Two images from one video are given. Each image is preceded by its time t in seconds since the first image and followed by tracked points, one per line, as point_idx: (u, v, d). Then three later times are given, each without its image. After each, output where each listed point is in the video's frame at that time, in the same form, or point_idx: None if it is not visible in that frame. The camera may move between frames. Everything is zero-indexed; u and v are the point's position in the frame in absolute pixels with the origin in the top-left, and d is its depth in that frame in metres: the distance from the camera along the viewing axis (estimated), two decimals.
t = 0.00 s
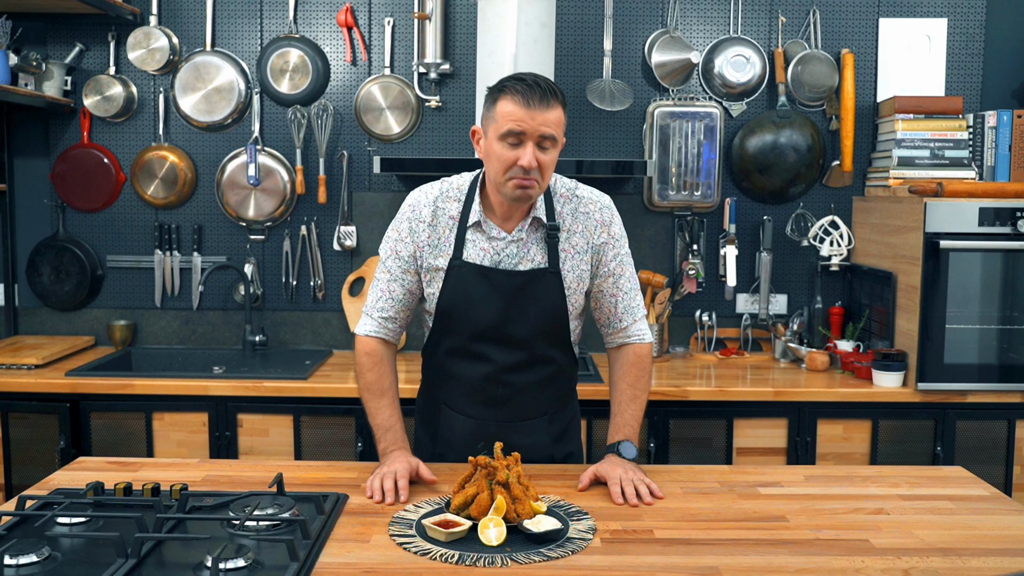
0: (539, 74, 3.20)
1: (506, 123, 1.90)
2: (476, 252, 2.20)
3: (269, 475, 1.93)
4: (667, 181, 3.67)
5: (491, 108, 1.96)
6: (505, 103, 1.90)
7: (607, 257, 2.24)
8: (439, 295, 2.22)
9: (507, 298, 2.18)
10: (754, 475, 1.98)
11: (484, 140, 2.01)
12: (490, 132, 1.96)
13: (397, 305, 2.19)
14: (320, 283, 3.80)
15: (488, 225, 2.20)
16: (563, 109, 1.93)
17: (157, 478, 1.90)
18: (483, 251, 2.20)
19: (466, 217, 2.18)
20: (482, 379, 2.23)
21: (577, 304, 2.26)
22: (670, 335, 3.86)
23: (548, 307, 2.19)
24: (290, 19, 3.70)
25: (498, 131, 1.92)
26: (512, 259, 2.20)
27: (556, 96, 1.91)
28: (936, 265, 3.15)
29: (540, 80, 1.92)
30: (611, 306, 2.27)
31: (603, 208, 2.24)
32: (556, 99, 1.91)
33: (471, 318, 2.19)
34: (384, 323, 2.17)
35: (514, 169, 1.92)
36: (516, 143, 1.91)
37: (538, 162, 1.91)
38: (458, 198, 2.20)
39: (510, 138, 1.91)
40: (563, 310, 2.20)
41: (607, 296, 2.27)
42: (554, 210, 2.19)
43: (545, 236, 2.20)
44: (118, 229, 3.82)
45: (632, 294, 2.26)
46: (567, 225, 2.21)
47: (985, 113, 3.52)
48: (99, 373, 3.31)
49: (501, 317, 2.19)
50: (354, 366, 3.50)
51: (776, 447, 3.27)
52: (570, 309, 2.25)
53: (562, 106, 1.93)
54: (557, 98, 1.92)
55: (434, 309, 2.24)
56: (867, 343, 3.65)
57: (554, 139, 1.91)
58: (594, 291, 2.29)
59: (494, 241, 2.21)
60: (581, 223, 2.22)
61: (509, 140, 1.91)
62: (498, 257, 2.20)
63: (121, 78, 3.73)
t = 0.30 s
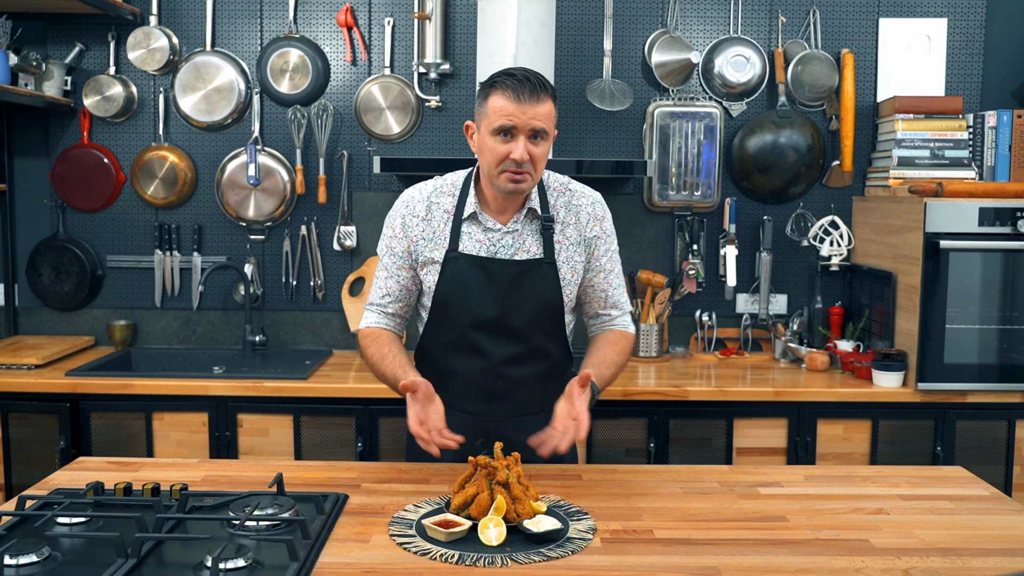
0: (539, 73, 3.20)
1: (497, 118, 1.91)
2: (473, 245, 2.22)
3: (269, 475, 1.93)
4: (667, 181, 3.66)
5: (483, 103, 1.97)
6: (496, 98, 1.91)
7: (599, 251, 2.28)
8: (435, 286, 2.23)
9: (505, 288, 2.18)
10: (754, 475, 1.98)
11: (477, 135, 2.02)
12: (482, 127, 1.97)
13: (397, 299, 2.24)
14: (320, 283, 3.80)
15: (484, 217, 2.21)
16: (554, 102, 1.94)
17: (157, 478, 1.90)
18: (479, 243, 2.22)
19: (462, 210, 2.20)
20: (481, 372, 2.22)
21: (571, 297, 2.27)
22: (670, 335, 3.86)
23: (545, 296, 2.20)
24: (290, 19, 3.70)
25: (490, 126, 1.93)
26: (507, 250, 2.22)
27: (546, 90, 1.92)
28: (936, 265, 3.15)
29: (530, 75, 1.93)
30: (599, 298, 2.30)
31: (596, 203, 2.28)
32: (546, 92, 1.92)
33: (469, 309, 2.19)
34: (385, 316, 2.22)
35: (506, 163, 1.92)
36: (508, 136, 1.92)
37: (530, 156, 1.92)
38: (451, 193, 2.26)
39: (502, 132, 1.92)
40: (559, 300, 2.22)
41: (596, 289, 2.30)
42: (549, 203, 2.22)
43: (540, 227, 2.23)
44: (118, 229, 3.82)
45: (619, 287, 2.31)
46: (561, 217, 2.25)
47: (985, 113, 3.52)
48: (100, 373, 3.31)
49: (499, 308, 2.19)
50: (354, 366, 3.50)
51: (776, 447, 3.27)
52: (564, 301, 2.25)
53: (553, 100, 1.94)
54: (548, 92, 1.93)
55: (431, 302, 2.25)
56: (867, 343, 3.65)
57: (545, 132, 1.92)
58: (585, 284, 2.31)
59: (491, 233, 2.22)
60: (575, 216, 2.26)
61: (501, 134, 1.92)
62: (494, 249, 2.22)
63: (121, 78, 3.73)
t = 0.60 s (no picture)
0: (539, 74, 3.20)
1: (487, 103, 1.94)
2: (469, 240, 2.23)
3: (269, 475, 1.93)
4: (667, 181, 3.66)
5: (473, 93, 2.00)
6: (485, 85, 1.94)
7: (601, 248, 2.30)
8: (431, 282, 2.24)
9: (501, 285, 2.19)
10: (754, 475, 1.98)
11: (468, 127, 2.04)
12: (473, 117, 1.99)
13: (376, 290, 2.20)
14: (320, 283, 3.80)
15: (479, 212, 2.23)
16: (542, 89, 1.97)
17: (157, 478, 1.90)
18: (475, 239, 2.24)
19: (458, 205, 2.21)
20: (478, 370, 2.21)
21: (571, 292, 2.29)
22: (670, 335, 3.86)
23: (542, 293, 2.20)
24: (290, 19, 3.70)
25: (480, 112, 1.95)
26: (503, 245, 2.23)
27: (534, 76, 1.95)
28: (936, 265, 3.15)
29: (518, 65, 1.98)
30: (608, 293, 2.30)
31: (592, 201, 2.30)
32: (534, 79, 1.95)
33: (465, 307, 2.19)
34: (360, 305, 2.17)
35: (497, 145, 1.92)
36: (498, 120, 1.93)
37: (521, 138, 1.92)
38: (447, 190, 2.27)
39: (492, 117, 1.94)
40: (555, 296, 2.21)
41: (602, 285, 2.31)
42: (544, 199, 2.24)
43: (536, 223, 2.24)
44: (118, 229, 3.82)
45: (627, 281, 2.31)
46: (557, 213, 2.27)
47: (985, 113, 3.52)
48: (100, 373, 3.31)
49: (496, 305, 2.19)
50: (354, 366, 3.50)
51: (776, 447, 3.27)
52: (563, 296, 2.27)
53: (541, 88, 1.97)
54: (535, 79, 1.96)
55: (426, 299, 2.26)
56: (867, 343, 3.65)
57: (535, 115, 1.93)
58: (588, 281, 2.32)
59: (486, 229, 2.24)
60: (571, 213, 2.27)
61: (492, 119, 1.94)
62: (490, 244, 2.23)
63: (121, 78, 3.73)
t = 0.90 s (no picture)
0: (539, 73, 3.20)
1: (489, 112, 1.92)
2: (461, 246, 2.21)
3: (269, 475, 1.93)
4: (667, 181, 3.66)
5: (474, 98, 1.98)
6: (488, 94, 1.92)
7: (594, 251, 2.27)
8: (423, 289, 2.21)
9: (495, 289, 2.19)
10: (754, 475, 1.98)
11: (467, 132, 2.02)
12: (472, 123, 1.98)
13: (378, 297, 2.22)
14: (320, 283, 3.80)
15: (472, 217, 2.20)
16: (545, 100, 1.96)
17: (157, 478, 1.90)
18: (468, 244, 2.21)
19: (450, 211, 2.19)
20: (471, 374, 2.23)
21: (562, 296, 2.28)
22: (670, 335, 3.86)
23: (535, 298, 2.20)
24: (290, 19, 3.70)
25: (481, 121, 1.94)
26: (496, 251, 2.21)
27: (537, 87, 1.93)
28: (936, 265, 3.15)
29: (522, 74, 1.96)
30: (599, 296, 2.29)
31: (587, 203, 2.27)
32: (538, 90, 1.94)
33: (458, 311, 2.19)
34: (365, 313, 2.21)
35: (497, 157, 1.92)
36: (500, 132, 1.92)
37: (521, 151, 1.92)
38: (440, 193, 2.23)
39: (493, 127, 1.92)
40: (548, 301, 2.21)
41: (593, 288, 2.29)
42: (538, 203, 2.21)
43: (530, 228, 2.22)
44: (118, 229, 3.82)
45: (618, 284, 2.29)
46: (550, 217, 2.24)
47: (985, 113, 3.52)
48: (99, 373, 3.31)
49: (489, 309, 2.19)
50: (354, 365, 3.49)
51: (776, 447, 3.27)
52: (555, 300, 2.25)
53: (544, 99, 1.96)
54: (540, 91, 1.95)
55: (420, 304, 2.23)
56: (867, 343, 3.65)
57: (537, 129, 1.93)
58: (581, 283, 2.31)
59: (479, 234, 2.21)
60: (565, 217, 2.24)
61: (493, 129, 1.93)
62: (483, 250, 2.20)
63: (121, 78, 3.73)
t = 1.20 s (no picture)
0: (539, 73, 3.20)
1: (483, 114, 1.92)
2: (455, 253, 2.22)
3: (269, 475, 1.93)
4: (667, 181, 3.66)
5: (467, 102, 1.98)
6: (481, 96, 1.93)
7: (590, 255, 2.27)
8: (417, 295, 2.22)
9: (489, 298, 2.18)
10: (754, 475, 1.98)
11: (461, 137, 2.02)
12: (466, 128, 1.97)
13: (368, 300, 2.20)
14: (320, 283, 3.80)
15: (466, 225, 2.21)
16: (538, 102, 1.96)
17: (157, 478, 1.90)
18: (462, 252, 2.22)
19: (443, 218, 2.19)
20: (464, 381, 2.23)
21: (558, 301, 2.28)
22: (670, 335, 3.86)
23: (530, 307, 2.20)
24: (290, 19, 3.70)
25: (475, 123, 1.94)
26: (490, 259, 2.22)
27: (529, 88, 1.95)
28: (936, 265, 3.15)
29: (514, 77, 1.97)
30: (595, 299, 2.30)
31: (583, 207, 2.26)
32: (531, 91, 1.95)
33: (452, 320, 2.20)
34: (356, 316, 2.18)
35: (494, 158, 1.91)
36: (495, 133, 1.92)
37: (518, 151, 1.92)
38: (433, 198, 2.22)
39: (488, 129, 1.93)
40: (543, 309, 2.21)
41: (590, 290, 2.30)
42: (533, 210, 2.20)
43: (524, 236, 2.22)
44: (118, 229, 3.82)
45: (615, 285, 2.30)
46: (547, 223, 2.23)
47: (985, 113, 3.52)
48: (99, 373, 3.31)
49: (483, 317, 2.19)
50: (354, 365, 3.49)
51: (776, 447, 3.27)
52: (551, 306, 2.26)
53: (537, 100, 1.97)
54: (532, 91, 1.96)
55: (414, 309, 2.24)
56: (867, 343, 3.65)
57: (532, 128, 1.93)
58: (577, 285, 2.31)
59: (473, 242, 2.22)
60: (561, 222, 2.23)
61: (488, 130, 1.93)
62: (477, 257, 2.22)
63: (121, 78, 3.73)
